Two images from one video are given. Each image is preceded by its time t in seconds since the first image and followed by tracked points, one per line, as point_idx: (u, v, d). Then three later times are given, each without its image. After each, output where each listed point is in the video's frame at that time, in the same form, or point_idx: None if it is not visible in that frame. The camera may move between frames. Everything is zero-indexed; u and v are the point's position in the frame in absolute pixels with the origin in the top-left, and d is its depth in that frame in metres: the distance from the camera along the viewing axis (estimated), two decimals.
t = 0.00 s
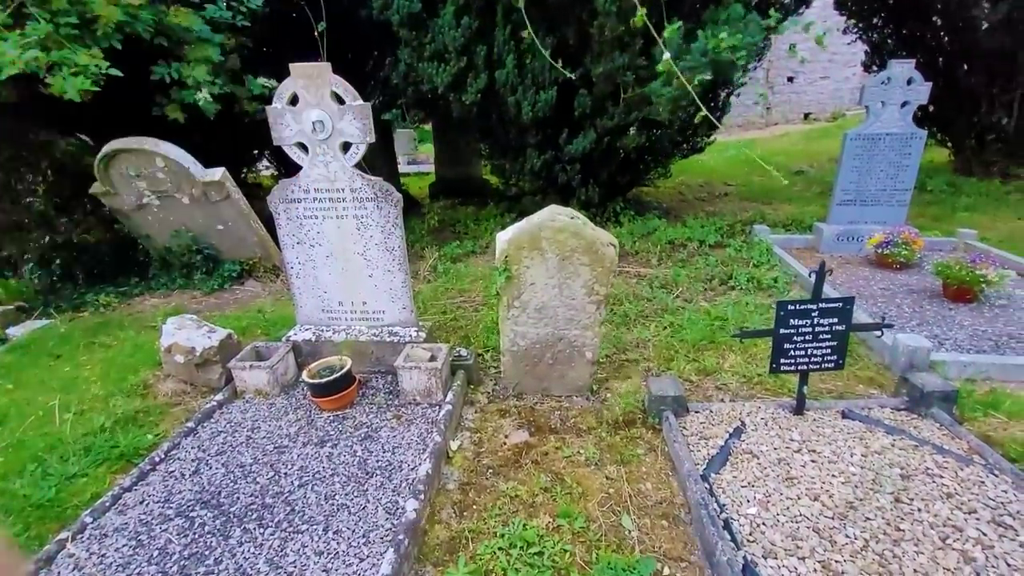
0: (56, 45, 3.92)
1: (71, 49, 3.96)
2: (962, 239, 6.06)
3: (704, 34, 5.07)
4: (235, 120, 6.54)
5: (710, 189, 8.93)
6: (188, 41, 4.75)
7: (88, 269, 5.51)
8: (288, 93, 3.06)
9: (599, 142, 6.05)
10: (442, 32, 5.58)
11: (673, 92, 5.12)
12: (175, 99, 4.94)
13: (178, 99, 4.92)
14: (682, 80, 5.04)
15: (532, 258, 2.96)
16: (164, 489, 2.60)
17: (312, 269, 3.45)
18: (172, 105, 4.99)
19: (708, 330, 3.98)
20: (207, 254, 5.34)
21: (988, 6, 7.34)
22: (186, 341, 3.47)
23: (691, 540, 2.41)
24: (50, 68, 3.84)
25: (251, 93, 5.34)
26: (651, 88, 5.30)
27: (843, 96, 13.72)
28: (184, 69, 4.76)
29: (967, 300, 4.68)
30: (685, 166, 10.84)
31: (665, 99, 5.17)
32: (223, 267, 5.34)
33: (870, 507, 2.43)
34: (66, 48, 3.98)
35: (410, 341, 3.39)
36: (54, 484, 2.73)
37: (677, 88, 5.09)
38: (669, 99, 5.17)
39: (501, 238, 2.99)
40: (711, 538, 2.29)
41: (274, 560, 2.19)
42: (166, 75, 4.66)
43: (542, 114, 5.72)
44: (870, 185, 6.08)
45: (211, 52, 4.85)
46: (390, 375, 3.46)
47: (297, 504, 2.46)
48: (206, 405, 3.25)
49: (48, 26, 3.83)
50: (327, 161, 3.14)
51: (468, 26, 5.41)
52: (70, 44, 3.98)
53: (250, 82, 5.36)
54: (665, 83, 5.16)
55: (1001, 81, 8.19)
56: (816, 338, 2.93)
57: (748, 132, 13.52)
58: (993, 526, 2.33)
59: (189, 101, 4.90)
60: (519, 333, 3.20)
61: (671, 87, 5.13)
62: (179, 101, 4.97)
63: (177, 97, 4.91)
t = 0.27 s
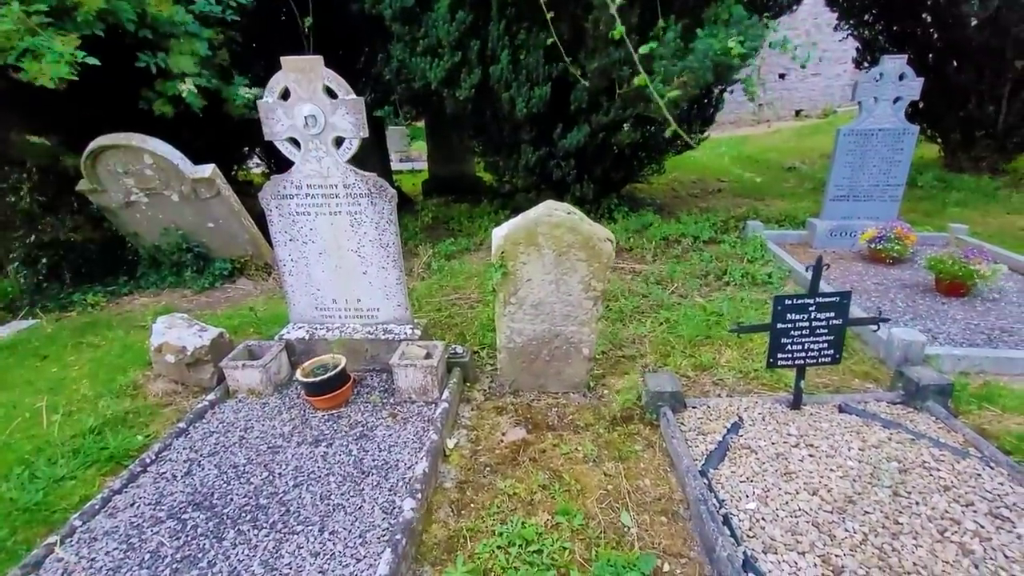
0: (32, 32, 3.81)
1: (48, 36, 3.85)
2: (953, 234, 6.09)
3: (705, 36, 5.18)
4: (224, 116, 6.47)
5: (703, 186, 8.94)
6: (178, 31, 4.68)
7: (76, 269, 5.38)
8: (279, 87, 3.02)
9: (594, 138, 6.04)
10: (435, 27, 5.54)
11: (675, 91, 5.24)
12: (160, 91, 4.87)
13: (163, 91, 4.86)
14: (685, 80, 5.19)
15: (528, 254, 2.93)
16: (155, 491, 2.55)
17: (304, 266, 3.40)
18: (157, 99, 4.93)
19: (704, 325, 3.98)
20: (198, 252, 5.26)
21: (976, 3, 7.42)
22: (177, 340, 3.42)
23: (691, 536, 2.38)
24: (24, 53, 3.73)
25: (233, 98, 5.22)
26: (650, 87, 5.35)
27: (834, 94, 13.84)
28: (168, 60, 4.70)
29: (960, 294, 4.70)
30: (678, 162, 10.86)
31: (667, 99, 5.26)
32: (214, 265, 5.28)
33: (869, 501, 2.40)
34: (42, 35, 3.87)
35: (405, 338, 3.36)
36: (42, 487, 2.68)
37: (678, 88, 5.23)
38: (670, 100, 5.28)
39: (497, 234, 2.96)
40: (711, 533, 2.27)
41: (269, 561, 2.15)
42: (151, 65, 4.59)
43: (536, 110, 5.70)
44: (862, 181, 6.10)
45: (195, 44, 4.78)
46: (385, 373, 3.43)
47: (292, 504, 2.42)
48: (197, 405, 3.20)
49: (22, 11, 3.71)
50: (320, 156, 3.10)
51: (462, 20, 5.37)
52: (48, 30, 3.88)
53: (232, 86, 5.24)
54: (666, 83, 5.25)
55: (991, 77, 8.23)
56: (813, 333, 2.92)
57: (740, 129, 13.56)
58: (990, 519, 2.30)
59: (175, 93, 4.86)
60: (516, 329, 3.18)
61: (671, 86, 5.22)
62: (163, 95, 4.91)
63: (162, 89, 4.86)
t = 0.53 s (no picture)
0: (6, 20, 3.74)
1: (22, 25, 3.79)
2: (945, 230, 6.12)
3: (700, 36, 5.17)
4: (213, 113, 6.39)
5: (696, 183, 8.94)
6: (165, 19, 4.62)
7: (63, 269, 5.38)
8: (269, 83, 2.97)
9: (588, 134, 6.03)
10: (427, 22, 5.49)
11: (669, 94, 5.26)
12: (152, 77, 4.71)
13: (155, 78, 4.71)
14: (678, 83, 5.18)
15: (523, 251, 2.91)
16: (144, 495, 2.51)
17: (296, 264, 3.36)
18: (148, 86, 4.76)
19: (700, 322, 3.97)
20: (188, 251, 5.20)
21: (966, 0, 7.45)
22: (166, 340, 3.38)
23: (687, 535, 2.37)
24: None
25: (218, 95, 5.04)
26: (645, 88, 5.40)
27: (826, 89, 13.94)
28: (158, 48, 4.54)
29: (952, 289, 4.72)
30: (671, 159, 10.86)
31: (660, 101, 5.30)
32: (205, 264, 5.22)
33: (864, 497, 2.38)
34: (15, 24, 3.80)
35: (399, 337, 3.33)
36: (29, 492, 2.63)
37: (671, 90, 5.23)
38: (664, 102, 5.30)
39: (491, 231, 2.93)
40: (708, 531, 2.25)
41: (261, 565, 2.11)
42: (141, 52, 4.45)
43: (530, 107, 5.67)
44: (855, 177, 6.11)
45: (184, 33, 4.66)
46: (379, 372, 3.40)
47: (284, 507, 2.39)
48: (188, 406, 3.16)
49: None
50: (311, 153, 3.05)
51: (454, 16, 5.33)
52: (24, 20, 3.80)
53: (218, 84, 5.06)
54: (659, 84, 5.26)
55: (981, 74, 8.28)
56: (808, 329, 2.91)
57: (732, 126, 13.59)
58: (985, 513, 2.29)
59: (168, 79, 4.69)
60: (511, 327, 3.15)
61: (664, 87, 5.23)
62: (155, 82, 4.73)
63: (154, 77, 4.70)
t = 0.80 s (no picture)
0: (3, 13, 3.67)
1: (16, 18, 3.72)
2: (936, 227, 6.16)
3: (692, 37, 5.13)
4: (205, 111, 6.35)
5: (690, 180, 8.96)
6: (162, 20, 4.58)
7: (53, 269, 5.28)
8: (261, 82, 2.95)
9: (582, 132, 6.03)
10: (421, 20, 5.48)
11: (658, 95, 5.27)
12: (152, 75, 4.71)
13: (154, 75, 4.70)
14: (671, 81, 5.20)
15: (519, 250, 2.90)
16: (139, 498, 2.49)
17: (290, 265, 3.34)
18: (146, 84, 4.75)
19: (695, 320, 3.98)
20: (180, 251, 5.16)
21: None
22: (159, 341, 3.36)
23: (684, 532, 2.37)
24: None
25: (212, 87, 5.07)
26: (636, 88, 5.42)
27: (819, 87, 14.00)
28: (159, 46, 4.55)
29: (943, 286, 4.75)
30: (665, 157, 10.88)
31: (649, 101, 5.32)
32: (198, 264, 5.18)
33: (859, 493, 2.39)
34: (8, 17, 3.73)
35: (394, 337, 3.32)
36: (21, 496, 2.61)
37: (658, 92, 5.23)
38: (652, 102, 5.32)
39: (487, 231, 2.92)
40: (704, 529, 2.25)
41: (257, 568, 2.10)
42: (141, 50, 4.44)
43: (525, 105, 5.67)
44: (848, 174, 6.14)
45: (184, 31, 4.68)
46: (374, 372, 3.38)
47: (280, 509, 2.37)
48: (182, 408, 3.14)
49: None
50: (304, 152, 3.03)
51: (447, 13, 5.31)
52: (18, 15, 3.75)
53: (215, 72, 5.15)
54: (649, 85, 5.28)
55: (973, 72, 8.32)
56: (803, 326, 2.93)
57: (725, 123, 13.62)
58: (978, 508, 2.31)
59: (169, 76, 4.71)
60: (507, 326, 3.15)
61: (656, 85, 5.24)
62: (155, 79, 4.74)
63: (154, 74, 4.70)
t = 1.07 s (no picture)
0: None
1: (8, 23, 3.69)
2: (929, 224, 6.19)
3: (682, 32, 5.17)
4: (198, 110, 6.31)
5: (685, 178, 8.98)
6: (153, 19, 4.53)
7: (46, 269, 5.26)
8: (255, 81, 2.93)
9: (577, 131, 6.04)
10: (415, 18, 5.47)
11: (647, 91, 5.27)
12: (146, 73, 4.69)
13: (149, 74, 4.69)
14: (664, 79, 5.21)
15: (515, 249, 2.90)
16: (134, 500, 2.48)
17: (285, 264, 3.33)
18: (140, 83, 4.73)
19: (690, 318, 3.99)
20: (174, 251, 5.14)
21: None
22: (153, 342, 3.34)
23: (680, 529, 2.38)
24: None
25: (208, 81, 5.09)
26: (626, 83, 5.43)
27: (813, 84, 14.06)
28: (155, 45, 4.54)
29: (936, 282, 4.78)
30: (660, 154, 10.90)
31: (638, 97, 5.33)
32: (192, 264, 5.16)
33: (853, 489, 2.41)
34: None
35: (390, 336, 3.31)
36: (14, 499, 2.59)
37: (648, 88, 5.24)
38: (642, 97, 5.32)
39: (482, 229, 2.92)
40: (700, 526, 2.26)
41: (254, 568, 2.09)
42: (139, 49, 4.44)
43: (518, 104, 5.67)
44: (841, 171, 6.17)
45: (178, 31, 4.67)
46: (371, 372, 3.38)
47: (277, 509, 2.37)
48: (176, 410, 3.13)
49: None
50: (299, 152, 3.02)
51: (442, 12, 5.30)
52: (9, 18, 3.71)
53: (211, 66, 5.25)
54: (638, 79, 5.29)
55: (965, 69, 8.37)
56: (798, 324, 2.94)
57: (720, 121, 13.64)
58: (970, 503, 2.32)
59: (166, 76, 4.73)
60: (503, 325, 3.15)
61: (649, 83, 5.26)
62: (149, 79, 4.74)
63: (149, 73, 4.70)
